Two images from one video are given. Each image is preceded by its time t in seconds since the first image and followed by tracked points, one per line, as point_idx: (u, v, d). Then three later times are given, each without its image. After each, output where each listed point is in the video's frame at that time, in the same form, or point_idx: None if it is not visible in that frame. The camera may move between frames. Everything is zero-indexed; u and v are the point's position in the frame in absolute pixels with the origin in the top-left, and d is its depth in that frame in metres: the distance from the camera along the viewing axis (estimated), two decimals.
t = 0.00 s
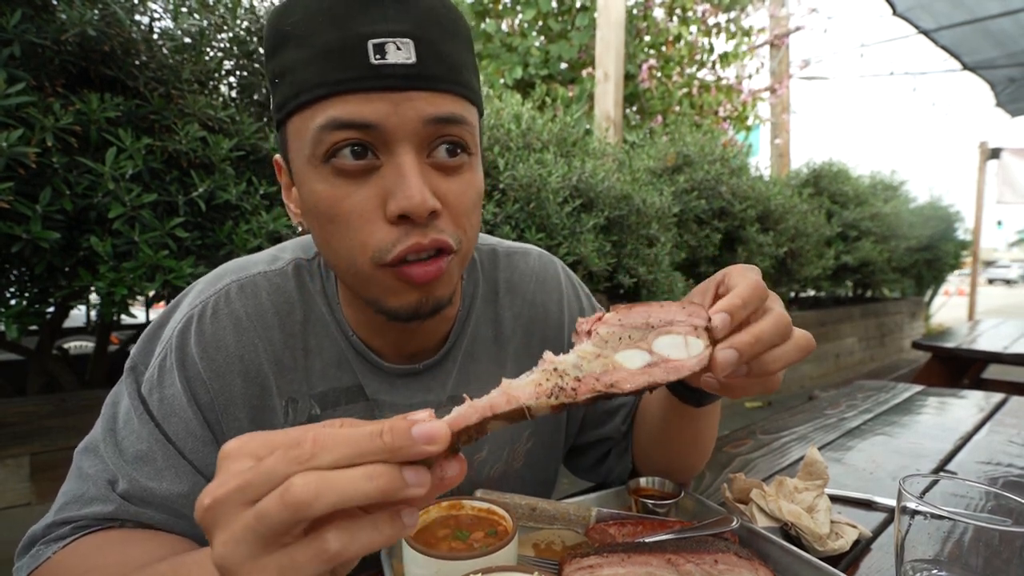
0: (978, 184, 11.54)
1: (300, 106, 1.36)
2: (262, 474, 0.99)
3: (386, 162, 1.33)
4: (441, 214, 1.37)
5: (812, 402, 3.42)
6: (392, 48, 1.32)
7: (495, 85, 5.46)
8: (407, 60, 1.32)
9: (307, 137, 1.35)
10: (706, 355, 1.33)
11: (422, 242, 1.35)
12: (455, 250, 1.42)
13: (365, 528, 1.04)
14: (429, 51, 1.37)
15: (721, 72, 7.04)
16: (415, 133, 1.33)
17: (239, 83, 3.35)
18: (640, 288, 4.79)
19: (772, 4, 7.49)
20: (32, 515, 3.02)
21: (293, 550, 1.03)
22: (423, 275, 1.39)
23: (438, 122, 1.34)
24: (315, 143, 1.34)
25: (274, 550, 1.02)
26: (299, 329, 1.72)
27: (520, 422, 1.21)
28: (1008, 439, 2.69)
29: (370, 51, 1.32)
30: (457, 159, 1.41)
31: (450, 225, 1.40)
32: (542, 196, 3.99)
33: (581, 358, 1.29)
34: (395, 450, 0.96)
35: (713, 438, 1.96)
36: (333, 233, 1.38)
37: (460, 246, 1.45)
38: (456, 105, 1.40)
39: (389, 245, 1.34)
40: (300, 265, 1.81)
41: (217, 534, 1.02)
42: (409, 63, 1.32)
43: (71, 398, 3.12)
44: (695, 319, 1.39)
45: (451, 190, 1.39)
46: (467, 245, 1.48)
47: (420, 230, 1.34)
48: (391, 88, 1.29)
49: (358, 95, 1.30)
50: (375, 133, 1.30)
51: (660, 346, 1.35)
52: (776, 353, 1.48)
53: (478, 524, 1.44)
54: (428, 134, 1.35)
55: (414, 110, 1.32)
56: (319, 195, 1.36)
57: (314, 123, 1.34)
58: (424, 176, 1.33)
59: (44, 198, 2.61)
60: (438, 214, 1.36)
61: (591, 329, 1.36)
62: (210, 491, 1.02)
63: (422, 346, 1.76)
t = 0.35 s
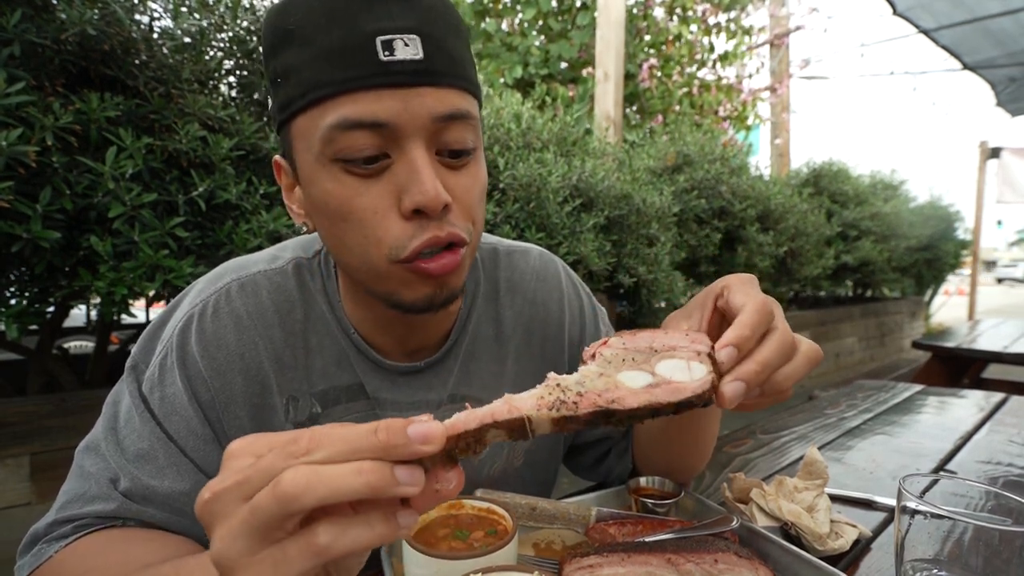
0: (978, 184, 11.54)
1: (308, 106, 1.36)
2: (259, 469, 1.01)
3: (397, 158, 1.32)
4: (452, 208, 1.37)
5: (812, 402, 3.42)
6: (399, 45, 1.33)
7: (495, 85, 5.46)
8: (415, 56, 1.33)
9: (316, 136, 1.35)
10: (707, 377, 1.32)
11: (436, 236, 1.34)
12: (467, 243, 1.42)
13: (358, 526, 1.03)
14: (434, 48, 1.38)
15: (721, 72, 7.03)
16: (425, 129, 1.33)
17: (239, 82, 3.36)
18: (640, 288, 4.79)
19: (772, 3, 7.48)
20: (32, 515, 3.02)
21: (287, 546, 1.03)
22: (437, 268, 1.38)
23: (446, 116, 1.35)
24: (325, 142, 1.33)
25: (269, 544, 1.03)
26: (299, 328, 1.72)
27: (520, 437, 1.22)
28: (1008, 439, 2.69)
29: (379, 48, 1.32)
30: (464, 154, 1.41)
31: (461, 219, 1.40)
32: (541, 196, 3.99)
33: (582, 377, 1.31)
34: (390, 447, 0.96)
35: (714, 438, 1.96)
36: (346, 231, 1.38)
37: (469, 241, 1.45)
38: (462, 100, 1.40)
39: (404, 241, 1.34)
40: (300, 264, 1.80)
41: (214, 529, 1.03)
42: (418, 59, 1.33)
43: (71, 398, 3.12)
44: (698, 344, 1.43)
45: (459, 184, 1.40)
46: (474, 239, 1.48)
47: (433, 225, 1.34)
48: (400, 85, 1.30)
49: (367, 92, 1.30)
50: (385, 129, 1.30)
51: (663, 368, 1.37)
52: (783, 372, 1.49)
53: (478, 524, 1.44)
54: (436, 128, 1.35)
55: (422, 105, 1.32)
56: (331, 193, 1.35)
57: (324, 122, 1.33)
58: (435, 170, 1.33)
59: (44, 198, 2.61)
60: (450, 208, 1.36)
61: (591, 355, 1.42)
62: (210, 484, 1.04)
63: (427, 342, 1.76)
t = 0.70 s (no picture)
0: (978, 184, 11.54)
1: (308, 100, 1.36)
2: (236, 470, 1.02)
3: (399, 151, 1.33)
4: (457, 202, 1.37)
5: (811, 402, 3.42)
6: (400, 38, 1.34)
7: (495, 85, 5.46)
8: (416, 49, 1.33)
9: (317, 130, 1.35)
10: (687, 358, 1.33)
11: (441, 228, 1.34)
12: (472, 239, 1.42)
13: (339, 521, 1.03)
14: (435, 44, 1.38)
15: (721, 72, 7.04)
16: (426, 122, 1.33)
17: (239, 83, 3.36)
18: (640, 288, 4.80)
19: (772, 4, 7.49)
20: (32, 515, 3.01)
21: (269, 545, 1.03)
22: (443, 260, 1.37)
23: (447, 110, 1.35)
24: (326, 135, 1.33)
25: (250, 544, 1.05)
26: (300, 327, 1.71)
27: (503, 423, 1.22)
28: (1008, 439, 2.69)
29: (379, 42, 1.32)
30: (464, 150, 1.42)
31: (466, 214, 1.40)
32: (541, 196, 3.99)
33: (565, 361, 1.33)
34: (366, 442, 0.97)
35: (714, 440, 1.96)
36: (351, 225, 1.37)
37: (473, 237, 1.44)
38: (462, 96, 1.40)
39: (412, 235, 1.33)
40: (300, 264, 1.80)
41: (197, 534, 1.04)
42: (419, 52, 1.33)
43: (71, 397, 3.12)
44: (678, 325, 1.44)
45: (460, 179, 1.40)
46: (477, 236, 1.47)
47: (440, 219, 1.33)
48: (400, 78, 1.30)
49: (367, 85, 1.30)
50: (386, 121, 1.30)
51: (645, 350, 1.37)
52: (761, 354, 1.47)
53: (477, 524, 1.44)
54: (437, 122, 1.35)
55: (422, 98, 1.32)
56: (334, 187, 1.35)
57: (325, 115, 1.33)
58: (437, 164, 1.34)
59: (44, 198, 2.60)
60: (456, 202, 1.36)
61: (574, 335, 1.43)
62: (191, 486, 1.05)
63: (428, 341, 1.76)
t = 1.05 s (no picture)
0: (978, 183, 11.54)
1: (267, 102, 1.39)
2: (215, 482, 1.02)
3: (331, 167, 1.30)
4: (392, 225, 1.32)
5: (811, 403, 3.42)
6: (332, 44, 1.29)
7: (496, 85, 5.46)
8: (347, 56, 1.28)
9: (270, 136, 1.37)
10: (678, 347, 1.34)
11: (364, 255, 1.31)
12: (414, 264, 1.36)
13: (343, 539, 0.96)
14: (380, 47, 1.30)
15: (722, 72, 7.03)
16: (357, 138, 1.27)
17: (240, 83, 3.36)
18: (640, 288, 4.80)
19: (773, 4, 7.48)
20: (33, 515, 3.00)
21: (218, 553, 0.95)
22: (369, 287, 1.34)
23: (385, 125, 1.27)
24: (274, 145, 1.36)
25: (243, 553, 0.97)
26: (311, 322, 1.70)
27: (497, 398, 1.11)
28: (1008, 440, 2.69)
29: (311, 47, 1.31)
30: (413, 167, 1.32)
31: (406, 236, 1.35)
32: (542, 196, 3.99)
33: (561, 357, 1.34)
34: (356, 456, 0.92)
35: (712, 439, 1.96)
36: (294, 236, 1.42)
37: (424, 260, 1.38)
38: (414, 106, 1.32)
39: (331, 257, 1.33)
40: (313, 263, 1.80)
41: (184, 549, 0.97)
42: (350, 59, 1.27)
43: (72, 398, 3.11)
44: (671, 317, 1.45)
45: (404, 200, 1.32)
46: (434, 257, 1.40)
47: (364, 243, 1.30)
48: (329, 89, 1.26)
49: (302, 97, 1.29)
50: (316, 135, 1.28)
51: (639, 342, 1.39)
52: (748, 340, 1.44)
53: (478, 525, 1.44)
54: (372, 137, 1.28)
55: (354, 111, 1.26)
56: (281, 198, 1.39)
57: (273, 123, 1.35)
58: (365, 185, 1.28)
59: (45, 198, 2.60)
60: (386, 226, 1.31)
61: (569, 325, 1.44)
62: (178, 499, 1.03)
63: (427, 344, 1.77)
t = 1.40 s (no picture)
0: (978, 183, 11.54)
1: (271, 96, 1.39)
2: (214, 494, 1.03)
3: (333, 161, 1.31)
4: (391, 222, 1.32)
5: (811, 402, 3.41)
6: (337, 39, 1.30)
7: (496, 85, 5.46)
8: (351, 52, 1.28)
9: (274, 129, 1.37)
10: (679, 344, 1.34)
11: (364, 252, 1.31)
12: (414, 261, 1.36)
13: None
14: (383, 43, 1.31)
15: (721, 71, 7.03)
16: (360, 135, 1.27)
17: (240, 82, 3.35)
18: (640, 288, 4.80)
19: (773, 3, 7.48)
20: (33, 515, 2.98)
21: None
22: (369, 284, 1.35)
23: (387, 120, 1.28)
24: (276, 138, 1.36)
25: None
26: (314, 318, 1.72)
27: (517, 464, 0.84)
28: (1008, 439, 2.69)
29: (316, 42, 1.31)
30: (414, 163, 1.33)
31: (406, 232, 1.35)
32: (542, 195, 3.99)
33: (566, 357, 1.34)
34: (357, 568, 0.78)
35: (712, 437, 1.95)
36: (294, 229, 1.42)
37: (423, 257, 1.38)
38: (417, 103, 1.32)
39: (331, 251, 1.32)
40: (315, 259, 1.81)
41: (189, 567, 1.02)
42: (355, 55, 1.28)
43: (72, 398, 3.11)
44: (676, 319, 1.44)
45: (406, 195, 1.32)
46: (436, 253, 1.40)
47: (364, 239, 1.31)
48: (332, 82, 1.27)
49: (306, 91, 1.30)
50: (318, 130, 1.29)
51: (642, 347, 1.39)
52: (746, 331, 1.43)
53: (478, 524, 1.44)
54: (375, 132, 1.28)
55: (357, 105, 1.27)
56: (282, 191, 1.39)
57: (277, 116, 1.35)
58: (366, 180, 1.28)
59: (44, 198, 2.60)
60: (386, 223, 1.31)
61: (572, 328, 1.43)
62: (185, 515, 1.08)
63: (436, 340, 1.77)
